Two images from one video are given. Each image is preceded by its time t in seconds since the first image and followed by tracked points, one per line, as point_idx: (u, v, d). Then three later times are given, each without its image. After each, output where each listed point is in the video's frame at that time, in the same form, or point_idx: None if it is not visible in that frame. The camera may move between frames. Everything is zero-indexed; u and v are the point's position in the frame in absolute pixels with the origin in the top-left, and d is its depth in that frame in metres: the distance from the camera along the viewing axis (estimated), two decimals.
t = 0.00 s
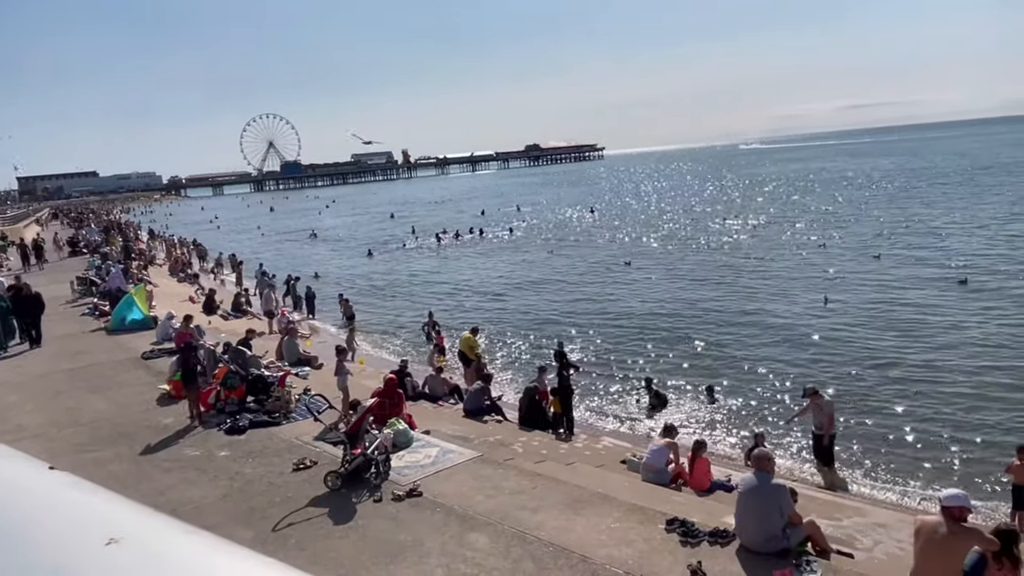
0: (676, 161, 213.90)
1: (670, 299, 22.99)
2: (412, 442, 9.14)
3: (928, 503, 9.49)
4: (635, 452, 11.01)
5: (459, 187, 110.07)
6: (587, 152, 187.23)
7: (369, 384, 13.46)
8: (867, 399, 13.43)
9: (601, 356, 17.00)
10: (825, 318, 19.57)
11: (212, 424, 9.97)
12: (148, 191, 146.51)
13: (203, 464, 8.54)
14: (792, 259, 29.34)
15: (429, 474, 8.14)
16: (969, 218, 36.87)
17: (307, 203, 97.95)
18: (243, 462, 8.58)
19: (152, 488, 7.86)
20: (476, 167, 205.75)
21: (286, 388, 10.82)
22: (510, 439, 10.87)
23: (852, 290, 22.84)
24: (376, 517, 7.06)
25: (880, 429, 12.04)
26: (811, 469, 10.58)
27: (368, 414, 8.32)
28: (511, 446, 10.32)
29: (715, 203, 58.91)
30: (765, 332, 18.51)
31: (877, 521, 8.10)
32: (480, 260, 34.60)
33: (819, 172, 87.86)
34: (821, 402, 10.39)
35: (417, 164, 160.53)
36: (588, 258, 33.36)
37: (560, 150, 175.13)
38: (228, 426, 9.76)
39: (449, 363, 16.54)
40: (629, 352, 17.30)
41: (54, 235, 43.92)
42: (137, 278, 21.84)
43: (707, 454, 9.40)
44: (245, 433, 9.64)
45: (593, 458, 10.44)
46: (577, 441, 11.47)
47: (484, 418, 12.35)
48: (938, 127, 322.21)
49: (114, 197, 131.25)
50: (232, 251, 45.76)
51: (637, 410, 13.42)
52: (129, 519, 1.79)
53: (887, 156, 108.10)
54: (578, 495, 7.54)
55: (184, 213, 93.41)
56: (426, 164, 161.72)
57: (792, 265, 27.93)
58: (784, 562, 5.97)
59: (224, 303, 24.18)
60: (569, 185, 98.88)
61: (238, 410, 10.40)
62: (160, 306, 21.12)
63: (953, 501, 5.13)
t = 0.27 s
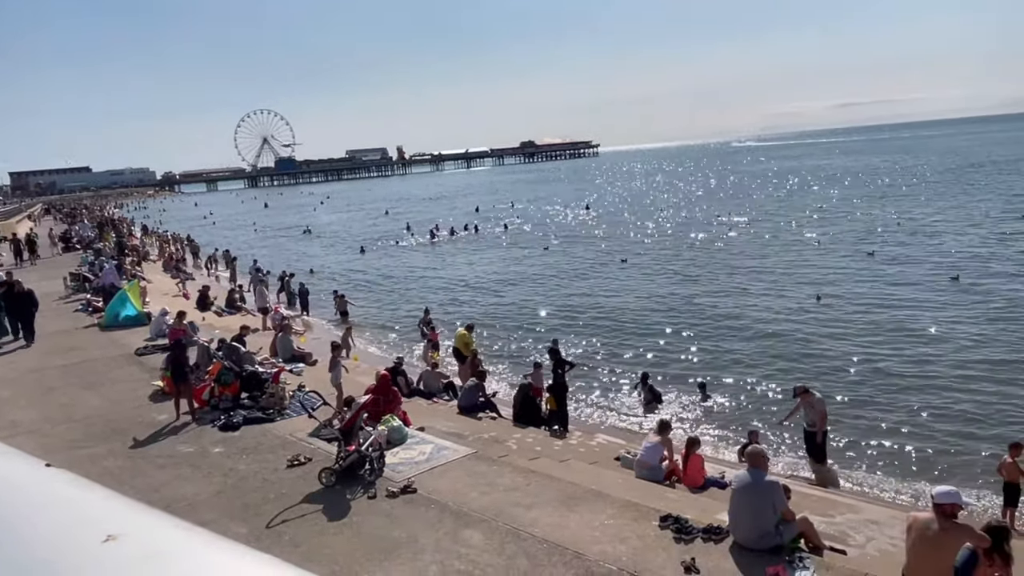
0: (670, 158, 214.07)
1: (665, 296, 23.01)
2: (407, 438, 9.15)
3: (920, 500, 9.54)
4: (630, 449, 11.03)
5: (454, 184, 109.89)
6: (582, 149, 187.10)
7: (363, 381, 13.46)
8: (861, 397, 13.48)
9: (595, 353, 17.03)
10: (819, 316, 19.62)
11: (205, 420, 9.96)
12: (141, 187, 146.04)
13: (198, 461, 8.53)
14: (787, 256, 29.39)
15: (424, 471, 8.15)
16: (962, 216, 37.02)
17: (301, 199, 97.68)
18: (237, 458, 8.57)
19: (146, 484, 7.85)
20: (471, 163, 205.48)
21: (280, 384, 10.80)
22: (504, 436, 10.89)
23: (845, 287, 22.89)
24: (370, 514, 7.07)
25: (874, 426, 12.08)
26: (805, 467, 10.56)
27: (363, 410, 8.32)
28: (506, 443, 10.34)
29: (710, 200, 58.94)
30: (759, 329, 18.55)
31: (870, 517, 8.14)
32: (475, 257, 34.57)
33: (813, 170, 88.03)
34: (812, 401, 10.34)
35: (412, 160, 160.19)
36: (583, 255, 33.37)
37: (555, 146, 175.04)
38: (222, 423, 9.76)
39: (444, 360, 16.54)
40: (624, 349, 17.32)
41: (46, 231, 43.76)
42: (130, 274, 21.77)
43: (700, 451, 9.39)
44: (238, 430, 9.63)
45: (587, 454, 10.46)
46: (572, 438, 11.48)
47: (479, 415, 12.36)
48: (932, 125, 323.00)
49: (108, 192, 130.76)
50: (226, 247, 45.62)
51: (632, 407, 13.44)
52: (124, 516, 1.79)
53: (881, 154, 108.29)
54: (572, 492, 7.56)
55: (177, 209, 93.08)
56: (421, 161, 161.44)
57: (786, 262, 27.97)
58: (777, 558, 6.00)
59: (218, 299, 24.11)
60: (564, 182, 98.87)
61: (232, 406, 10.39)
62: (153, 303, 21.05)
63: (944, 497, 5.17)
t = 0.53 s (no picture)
0: (668, 158, 214.21)
1: (663, 297, 23.00)
2: (404, 438, 9.13)
3: (916, 501, 9.56)
4: (627, 449, 11.03)
5: (452, 184, 109.78)
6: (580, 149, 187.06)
7: (361, 380, 13.44)
8: (858, 397, 13.48)
9: (593, 353, 17.04)
10: (816, 316, 19.62)
11: (202, 420, 9.94)
12: (139, 185, 145.85)
13: (194, 460, 8.51)
14: (785, 257, 29.41)
15: (421, 471, 8.14)
16: (959, 218, 37.11)
17: (299, 198, 97.57)
18: (234, 458, 8.56)
19: (142, 484, 7.83)
20: (469, 163, 205.38)
21: (278, 383, 10.78)
22: (502, 436, 10.89)
23: (843, 288, 22.90)
24: (367, 513, 7.06)
25: (871, 427, 12.09)
26: (802, 466, 10.62)
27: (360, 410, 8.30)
28: (503, 443, 10.33)
29: (708, 201, 58.94)
30: (757, 329, 18.55)
31: (866, 518, 8.14)
32: (473, 257, 34.54)
33: (812, 170, 88.14)
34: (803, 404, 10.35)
35: (409, 160, 160.11)
36: (581, 255, 33.35)
37: (553, 146, 174.94)
38: (219, 422, 9.74)
39: (441, 359, 16.53)
40: (622, 349, 17.31)
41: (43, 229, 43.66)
42: (128, 273, 21.74)
43: (697, 451, 9.41)
44: (235, 429, 9.61)
45: (584, 454, 10.46)
46: (569, 438, 11.48)
47: (476, 414, 12.35)
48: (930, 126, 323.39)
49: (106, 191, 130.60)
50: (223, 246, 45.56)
51: (629, 407, 13.43)
52: (116, 517, 1.79)
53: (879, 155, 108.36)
54: (570, 492, 7.55)
55: (175, 207, 93.03)
56: (419, 160, 161.30)
57: (784, 263, 27.98)
58: (774, 559, 5.99)
59: (215, 298, 24.08)
60: (562, 182, 98.96)
61: (229, 406, 10.37)
62: (151, 302, 21.01)
63: (941, 498, 5.17)
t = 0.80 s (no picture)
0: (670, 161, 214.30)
1: (665, 300, 22.97)
2: (405, 440, 9.12)
3: (918, 504, 9.53)
4: (629, 452, 10.99)
5: (454, 187, 109.83)
6: (582, 153, 187.27)
7: (362, 383, 13.43)
8: (861, 401, 13.44)
9: (594, 355, 17.02)
10: (818, 319, 19.59)
11: (203, 421, 9.93)
12: (141, 188, 146.02)
13: (195, 462, 8.50)
14: (786, 260, 29.36)
15: (423, 473, 8.12)
16: (962, 221, 37.07)
17: (300, 201, 97.58)
18: (235, 460, 8.55)
19: (143, 486, 7.82)
20: (471, 167, 205.64)
21: (279, 385, 10.77)
22: (503, 438, 10.88)
23: (845, 291, 22.86)
24: (368, 515, 7.05)
25: (872, 431, 12.06)
26: (805, 469, 10.63)
27: (361, 412, 8.31)
28: (504, 445, 10.31)
29: (710, 204, 58.88)
30: (758, 332, 18.54)
31: (869, 521, 8.12)
32: (474, 259, 34.54)
33: (814, 174, 88.09)
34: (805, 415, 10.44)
35: (411, 163, 160.14)
36: (582, 258, 33.32)
37: (555, 149, 175.03)
38: (220, 424, 9.73)
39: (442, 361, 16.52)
40: (623, 352, 17.27)
41: (45, 232, 43.69)
42: (129, 275, 21.75)
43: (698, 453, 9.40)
44: (237, 431, 9.60)
45: (586, 457, 10.44)
46: (571, 440, 11.45)
47: (478, 417, 12.33)
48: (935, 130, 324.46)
49: (108, 193, 130.80)
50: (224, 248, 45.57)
51: (630, 409, 13.42)
52: (141, 518, 1.88)
53: (881, 159, 108.28)
54: (572, 494, 7.52)
55: (176, 210, 93.07)
56: (420, 163, 161.37)
57: (786, 266, 27.94)
58: (775, 562, 5.98)
59: (217, 300, 24.08)
60: (563, 185, 98.98)
61: (230, 407, 10.36)
62: (152, 304, 21.02)
63: (943, 501, 5.15)
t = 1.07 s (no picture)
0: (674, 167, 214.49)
1: (668, 307, 22.95)
2: (407, 446, 9.12)
3: (922, 513, 9.50)
4: (632, 459, 10.98)
5: (457, 193, 109.91)
6: (586, 159, 187.34)
7: (365, 389, 13.43)
8: (864, 408, 13.40)
9: (597, 362, 17.01)
10: (821, 327, 19.55)
11: (206, 427, 9.93)
12: (146, 193, 146.32)
13: (198, 468, 8.50)
14: (790, 267, 29.32)
15: (425, 480, 8.12)
16: (965, 228, 37.05)
17: (304, 207, 97.76)
18: (238, 466, 8.55)
19: (145, 491, 7.82)
20: (475, 173, 205.91)
21: (282, 391, 10.77)
22: (505, 445, 10.87)
23: (849, 299, 22.82)
24: (370, 522, 7.04)
25: (876, 439, 12.02)
26: (808, 476, 10.60)
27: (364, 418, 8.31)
28: (507, 452, 10.30)
29: (714, 211, 58.87)
30: (761, 340, 18.51)
31: (872, 530, 8.09)
32: (477, 266, 34.56)
33: (817, 181, 88.10)
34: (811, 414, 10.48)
35: (414, 169, 160.32)
36: (586, 265, 33.32)
37: (558, 156, 175.17)
38: (223, 429, 9.74)
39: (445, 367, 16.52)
40: (626, 358, 17.26)
41: (49, 237, 43.82)
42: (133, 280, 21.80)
43: (701, 461, 9.38)
44: (239, 437, 9.60)
45: (588, 464, 10.42)
46: (573, 447, 11.44)
47: (480, 423, 12.32)
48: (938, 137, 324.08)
49: (112, 199, 131.11)
50: (228, 254, 45.65)
51: (633, 417, 13.40)
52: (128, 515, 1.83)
53: (885, 166, 108.10)
54: (574, 502, 7.51)
55: (180, 216, 93.33)
56: (424, 170, 161.59)
57: (789, 273, 27.91)
58: (778, 570, 5.96)
59: (220, 306, 24.12)
60: (566, 192, 99.08)
61: (233, 413, 10.37)
62: (156, 309, 21.07)
63: (947, 510, 5.13)
